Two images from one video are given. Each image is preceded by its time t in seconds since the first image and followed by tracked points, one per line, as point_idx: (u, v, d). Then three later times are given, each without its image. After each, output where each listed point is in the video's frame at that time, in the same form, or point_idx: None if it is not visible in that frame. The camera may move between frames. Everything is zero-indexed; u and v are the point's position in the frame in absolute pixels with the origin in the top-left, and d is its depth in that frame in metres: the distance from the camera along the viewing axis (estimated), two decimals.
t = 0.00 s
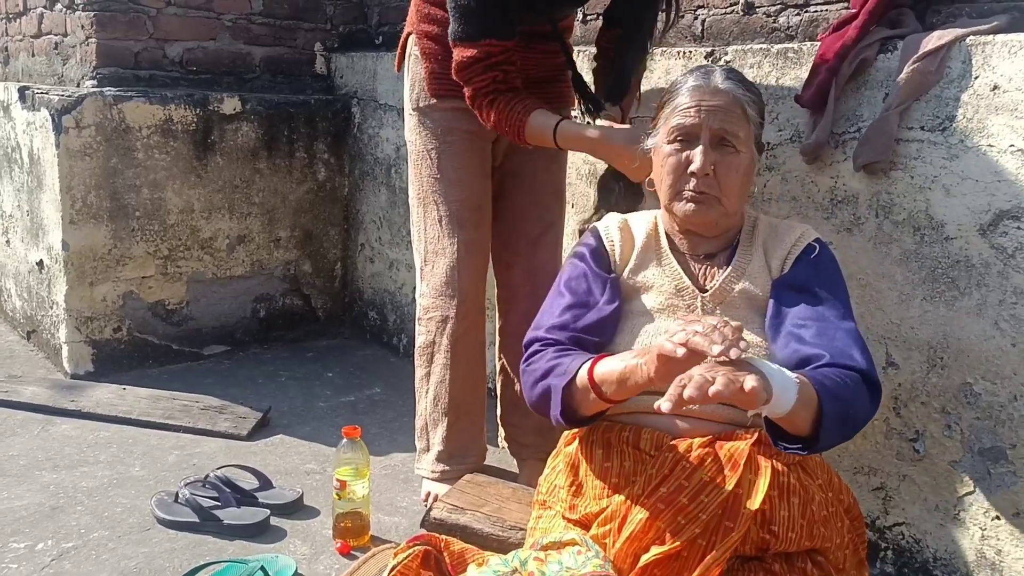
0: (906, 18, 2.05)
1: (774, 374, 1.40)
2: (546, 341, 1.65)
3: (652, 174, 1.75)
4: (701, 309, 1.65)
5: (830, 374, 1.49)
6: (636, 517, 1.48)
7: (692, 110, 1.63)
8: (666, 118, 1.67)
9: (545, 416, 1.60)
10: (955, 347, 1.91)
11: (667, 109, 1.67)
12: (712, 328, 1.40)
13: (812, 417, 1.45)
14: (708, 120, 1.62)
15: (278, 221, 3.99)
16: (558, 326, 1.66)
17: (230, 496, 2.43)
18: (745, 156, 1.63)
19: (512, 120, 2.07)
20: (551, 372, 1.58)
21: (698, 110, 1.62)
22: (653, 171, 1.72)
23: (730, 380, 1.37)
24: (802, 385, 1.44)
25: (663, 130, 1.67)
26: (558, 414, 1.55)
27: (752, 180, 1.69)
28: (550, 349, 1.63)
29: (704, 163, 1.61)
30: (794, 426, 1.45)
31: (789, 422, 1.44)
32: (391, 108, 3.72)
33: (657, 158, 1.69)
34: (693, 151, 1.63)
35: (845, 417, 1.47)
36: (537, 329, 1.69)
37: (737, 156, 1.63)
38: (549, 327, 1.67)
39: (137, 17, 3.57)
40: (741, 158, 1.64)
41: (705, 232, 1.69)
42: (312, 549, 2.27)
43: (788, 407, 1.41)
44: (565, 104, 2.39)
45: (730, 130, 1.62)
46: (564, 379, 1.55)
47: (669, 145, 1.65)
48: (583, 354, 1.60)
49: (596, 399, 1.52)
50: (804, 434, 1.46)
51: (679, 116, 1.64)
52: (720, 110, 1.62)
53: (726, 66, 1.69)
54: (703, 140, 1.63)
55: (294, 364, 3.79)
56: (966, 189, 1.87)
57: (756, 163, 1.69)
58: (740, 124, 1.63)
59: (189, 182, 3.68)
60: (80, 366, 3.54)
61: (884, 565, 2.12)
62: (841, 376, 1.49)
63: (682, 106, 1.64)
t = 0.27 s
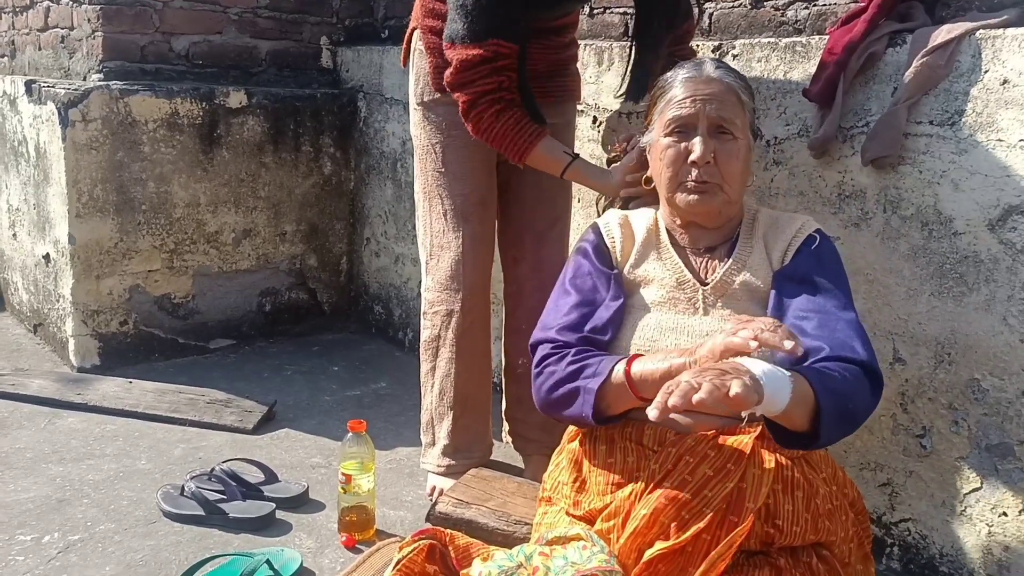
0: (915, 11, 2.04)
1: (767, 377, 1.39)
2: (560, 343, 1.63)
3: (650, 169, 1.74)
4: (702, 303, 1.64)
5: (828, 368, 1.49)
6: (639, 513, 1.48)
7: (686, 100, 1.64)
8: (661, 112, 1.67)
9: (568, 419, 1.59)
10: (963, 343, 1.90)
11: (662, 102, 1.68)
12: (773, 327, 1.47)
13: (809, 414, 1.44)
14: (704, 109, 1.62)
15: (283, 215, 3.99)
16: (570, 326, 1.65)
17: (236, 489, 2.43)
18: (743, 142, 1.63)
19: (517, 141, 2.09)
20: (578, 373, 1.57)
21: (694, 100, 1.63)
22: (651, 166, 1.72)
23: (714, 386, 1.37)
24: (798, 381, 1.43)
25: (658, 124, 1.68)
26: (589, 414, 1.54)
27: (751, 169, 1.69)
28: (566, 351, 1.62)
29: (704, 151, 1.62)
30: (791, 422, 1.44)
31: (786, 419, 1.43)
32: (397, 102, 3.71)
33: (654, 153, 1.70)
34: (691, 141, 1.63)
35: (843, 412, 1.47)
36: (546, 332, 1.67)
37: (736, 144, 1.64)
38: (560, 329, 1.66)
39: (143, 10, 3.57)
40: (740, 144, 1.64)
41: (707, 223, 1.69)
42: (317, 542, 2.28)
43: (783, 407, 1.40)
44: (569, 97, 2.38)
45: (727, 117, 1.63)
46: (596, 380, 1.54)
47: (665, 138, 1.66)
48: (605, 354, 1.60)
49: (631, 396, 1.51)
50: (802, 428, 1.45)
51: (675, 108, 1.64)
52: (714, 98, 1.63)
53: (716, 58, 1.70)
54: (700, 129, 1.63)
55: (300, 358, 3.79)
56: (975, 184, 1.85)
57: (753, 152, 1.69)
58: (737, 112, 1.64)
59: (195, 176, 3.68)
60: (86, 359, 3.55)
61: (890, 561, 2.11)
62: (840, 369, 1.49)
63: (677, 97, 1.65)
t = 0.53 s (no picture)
0: (917, 8, 2.03)
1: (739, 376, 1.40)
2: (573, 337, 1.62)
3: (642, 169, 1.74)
4: (697, 300, 1.64)
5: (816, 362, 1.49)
6: (636, 510, 1.48)
7: (676, 102, 1.63)
8: (650, 114, 1.67)
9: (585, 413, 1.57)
10: (964, 341, 1.90)
11: (651, 103, 1.67)
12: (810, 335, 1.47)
13: (789, 409, 1.44)
14: (693, 110, 1.62)
15: (286, 212, 3.99)
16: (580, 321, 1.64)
17: (238, 486, 2.43)
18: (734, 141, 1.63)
19: (499, 141, 2.08)
20: (600, 366, 1.56)
21: (683, 101, 1.63)
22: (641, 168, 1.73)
23: (681, 386, 1.41)
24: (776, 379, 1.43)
25: (648, 126, 1.68)
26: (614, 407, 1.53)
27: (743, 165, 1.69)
28: (582, 346, 1.60)
29: (695, 153, 1.61)
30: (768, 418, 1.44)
31: (764, 414, 1.43)
32: (398, 100, 3.71)
33: (645, 155, 1.70)
34: (681, 143, 1.64)
35: (826, 406, 1.46)
36: (557, 327, 1.65)
37: (726, 143, 1.64)
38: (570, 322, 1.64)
39: (145, 8, 3.57)
40: (730, 143, 1.64)
41: (700, 223, 1.69)
42: (319, 539, 2.28)
43: (760, 404, 1.41)
44: (572, 94, 2.37)
45: (716, 117, 1.63)
46: (621, 372, 1.54)
47: (656, 140, 1.66)
48: (621, 348, 1.60)
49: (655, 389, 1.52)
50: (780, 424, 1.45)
51: (665, 109, 1.64)
52: (703, 99, 1.62)
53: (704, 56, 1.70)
54: (690, 131, 1.63)
55: (302, 355, 3.79)
56: (976, 181, 1.85)
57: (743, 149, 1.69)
58: (726, 111, 1.64)
59: (197, 173, 3.69)
60: (89, 356, 3.56)
61: (891, 559, 2.11)
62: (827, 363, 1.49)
63: (666, 99, 1.64)
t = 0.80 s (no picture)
0: (918, 10, 2.04)
1: (739, 394, 1.39)
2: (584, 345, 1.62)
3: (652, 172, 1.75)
4: (704, 305, 1.64)
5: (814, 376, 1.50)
6: (639, 514, 1.48)
7: (684, 104, 1.63)
8: (659, 116, 1.68)
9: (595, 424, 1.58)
10: (965, 342, 1.90)
11: (660, 107, 1.68)
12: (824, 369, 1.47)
13: (782, 425, 1.43)
14: (701, 115, 1.62)
15: (287, 214, 4.00)
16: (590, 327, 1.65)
17: (240, 487, 2.44)
18: (742, 145, 1.62)
19: (445, 137, 2.09)
20: (611, 382, 1.56)
21: (691, 105, 1.63)
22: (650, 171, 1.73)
23: (682, 402, 1.41)
24: (774, 399, 1.42)
25: (657, 128, 1.68)
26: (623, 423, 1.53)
27: (754, 169, 1.68)
28: (595, 357, 1.60)
29: (702, 157, 1.61)
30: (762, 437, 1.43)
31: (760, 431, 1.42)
32: (400, 101, 3.72)
33: (654, 157, 1.70)
34: (689, 147, 1.64)
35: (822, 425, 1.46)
36: (568, 333, 1.65)
37: (735, 147, 1.63)
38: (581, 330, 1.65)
39: (146, 10, 3.58)
40: (740, 147, 1.64)
41: (709, 227, 1.69)
42: (321, 540, 2.28)
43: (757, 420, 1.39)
44: (576, 96, 2.37)
45: (724, 121, 1.62)
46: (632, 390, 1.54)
47: (664, 143, 1.66)
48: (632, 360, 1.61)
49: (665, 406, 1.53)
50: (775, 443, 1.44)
51: (673, 112, 1.64)
52: (712, 102, 1.62)
53: (716, 57, 1.69)
54: (698, 134, 1.63)
55: (303, 356, 3.80)
56: (977, 182, 1.85)
57: (756, 152, 1.68)
58: (735, 115, 1.63)
59: (199, 175, 3.69)
60: (91, 358, 3.56)
61: (892, 560, 2.11)
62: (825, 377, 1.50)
63: (674, 102, 1.65)
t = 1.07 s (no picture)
0: (918, 11, 2.04)
1: (752, 462, 1.38)
2: (599, 354, 1.62)
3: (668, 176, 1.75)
4: (716, 313, 1.64)
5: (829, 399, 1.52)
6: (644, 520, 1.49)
7: (703, 110, 1.64)
8: (678, 121, 1.68)
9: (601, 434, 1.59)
10: (966, 343, 1.90)
11: (680, 112, 1.68)
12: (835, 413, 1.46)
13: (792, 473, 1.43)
14: (720, 121, 1.62)
15: (288, 216, 4.00)
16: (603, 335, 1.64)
17: (241, 489, 2.44)
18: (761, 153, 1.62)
19: (399, 128, 2.15)
20: (623, 401, 1.56)
21: (711, 111, 1.63)
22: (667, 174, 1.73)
23: (701, 503, 1.34)
24: (784, 452, 1.42)
25: (675, 133, 1.68)
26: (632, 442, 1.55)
27: (772, 177, 1.69)
28: (609, 368, 1.60)
29: (720, 164, 1.61)
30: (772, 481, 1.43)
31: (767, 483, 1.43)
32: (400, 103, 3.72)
33: (671, 162, 1.70)
34: (707, 153, 1.64)
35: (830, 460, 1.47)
36: (580, 338, 1.65)
37: (754, 155, 1.63)
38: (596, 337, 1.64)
39: (147, 12, 3.58)
40: (759, 155, 1.64)
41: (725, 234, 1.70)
42: (321, 542, 2.29)
43: (772, 476, 1.40)
44: (578, 97, 2.38)
45: (744, 128, 1.62)
46: (643, 412, 1.55)
47: (682, 148, 1.66)
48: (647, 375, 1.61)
49: (676, 430, 1.53)
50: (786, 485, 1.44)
51: (692, 118, 1.64)
52: (731, 108, 1.62)
53: (736, 61, 1.69)
54: (716, 141, 1.63)
55: (304, 358, 3.80)
56: (978, 184, 1.86)
57: (773, 158, 1.68)
58: (755, 123, 1.63)
59: (199, 177, 3.70)
60: (91, 360, 3.57)
61: (893, 561, 2.11)
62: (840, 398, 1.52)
63: (693, 107, 1.65)
